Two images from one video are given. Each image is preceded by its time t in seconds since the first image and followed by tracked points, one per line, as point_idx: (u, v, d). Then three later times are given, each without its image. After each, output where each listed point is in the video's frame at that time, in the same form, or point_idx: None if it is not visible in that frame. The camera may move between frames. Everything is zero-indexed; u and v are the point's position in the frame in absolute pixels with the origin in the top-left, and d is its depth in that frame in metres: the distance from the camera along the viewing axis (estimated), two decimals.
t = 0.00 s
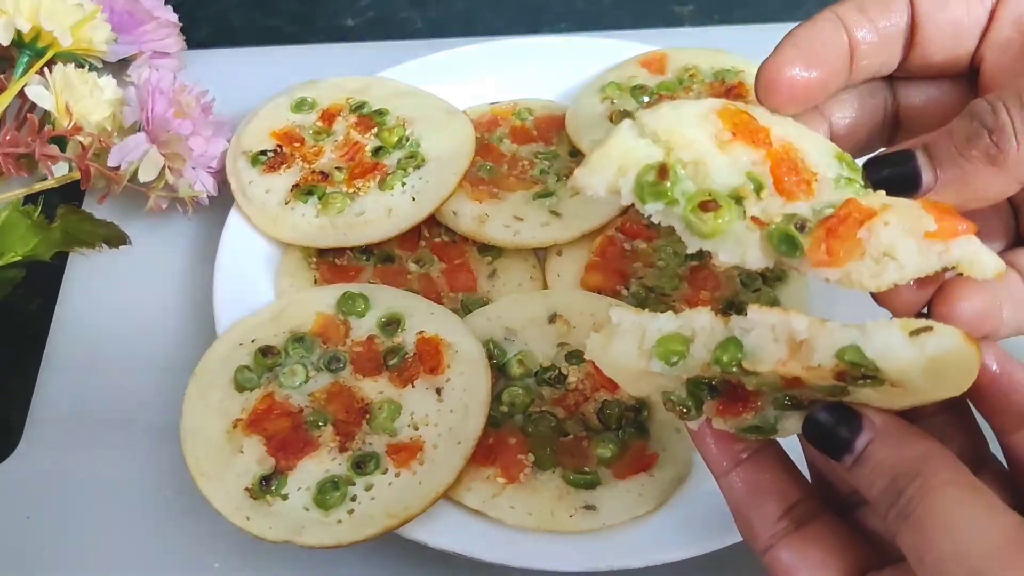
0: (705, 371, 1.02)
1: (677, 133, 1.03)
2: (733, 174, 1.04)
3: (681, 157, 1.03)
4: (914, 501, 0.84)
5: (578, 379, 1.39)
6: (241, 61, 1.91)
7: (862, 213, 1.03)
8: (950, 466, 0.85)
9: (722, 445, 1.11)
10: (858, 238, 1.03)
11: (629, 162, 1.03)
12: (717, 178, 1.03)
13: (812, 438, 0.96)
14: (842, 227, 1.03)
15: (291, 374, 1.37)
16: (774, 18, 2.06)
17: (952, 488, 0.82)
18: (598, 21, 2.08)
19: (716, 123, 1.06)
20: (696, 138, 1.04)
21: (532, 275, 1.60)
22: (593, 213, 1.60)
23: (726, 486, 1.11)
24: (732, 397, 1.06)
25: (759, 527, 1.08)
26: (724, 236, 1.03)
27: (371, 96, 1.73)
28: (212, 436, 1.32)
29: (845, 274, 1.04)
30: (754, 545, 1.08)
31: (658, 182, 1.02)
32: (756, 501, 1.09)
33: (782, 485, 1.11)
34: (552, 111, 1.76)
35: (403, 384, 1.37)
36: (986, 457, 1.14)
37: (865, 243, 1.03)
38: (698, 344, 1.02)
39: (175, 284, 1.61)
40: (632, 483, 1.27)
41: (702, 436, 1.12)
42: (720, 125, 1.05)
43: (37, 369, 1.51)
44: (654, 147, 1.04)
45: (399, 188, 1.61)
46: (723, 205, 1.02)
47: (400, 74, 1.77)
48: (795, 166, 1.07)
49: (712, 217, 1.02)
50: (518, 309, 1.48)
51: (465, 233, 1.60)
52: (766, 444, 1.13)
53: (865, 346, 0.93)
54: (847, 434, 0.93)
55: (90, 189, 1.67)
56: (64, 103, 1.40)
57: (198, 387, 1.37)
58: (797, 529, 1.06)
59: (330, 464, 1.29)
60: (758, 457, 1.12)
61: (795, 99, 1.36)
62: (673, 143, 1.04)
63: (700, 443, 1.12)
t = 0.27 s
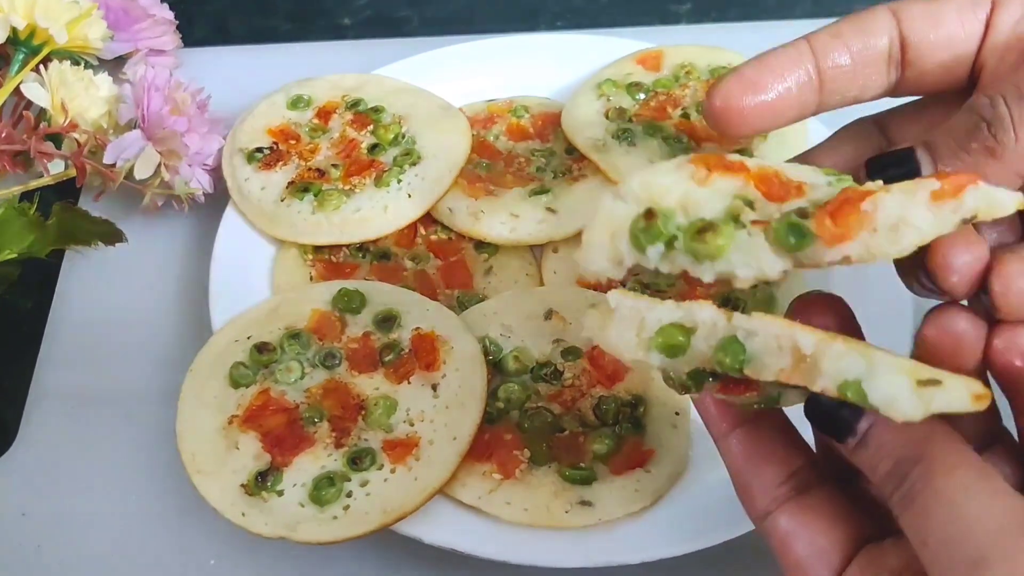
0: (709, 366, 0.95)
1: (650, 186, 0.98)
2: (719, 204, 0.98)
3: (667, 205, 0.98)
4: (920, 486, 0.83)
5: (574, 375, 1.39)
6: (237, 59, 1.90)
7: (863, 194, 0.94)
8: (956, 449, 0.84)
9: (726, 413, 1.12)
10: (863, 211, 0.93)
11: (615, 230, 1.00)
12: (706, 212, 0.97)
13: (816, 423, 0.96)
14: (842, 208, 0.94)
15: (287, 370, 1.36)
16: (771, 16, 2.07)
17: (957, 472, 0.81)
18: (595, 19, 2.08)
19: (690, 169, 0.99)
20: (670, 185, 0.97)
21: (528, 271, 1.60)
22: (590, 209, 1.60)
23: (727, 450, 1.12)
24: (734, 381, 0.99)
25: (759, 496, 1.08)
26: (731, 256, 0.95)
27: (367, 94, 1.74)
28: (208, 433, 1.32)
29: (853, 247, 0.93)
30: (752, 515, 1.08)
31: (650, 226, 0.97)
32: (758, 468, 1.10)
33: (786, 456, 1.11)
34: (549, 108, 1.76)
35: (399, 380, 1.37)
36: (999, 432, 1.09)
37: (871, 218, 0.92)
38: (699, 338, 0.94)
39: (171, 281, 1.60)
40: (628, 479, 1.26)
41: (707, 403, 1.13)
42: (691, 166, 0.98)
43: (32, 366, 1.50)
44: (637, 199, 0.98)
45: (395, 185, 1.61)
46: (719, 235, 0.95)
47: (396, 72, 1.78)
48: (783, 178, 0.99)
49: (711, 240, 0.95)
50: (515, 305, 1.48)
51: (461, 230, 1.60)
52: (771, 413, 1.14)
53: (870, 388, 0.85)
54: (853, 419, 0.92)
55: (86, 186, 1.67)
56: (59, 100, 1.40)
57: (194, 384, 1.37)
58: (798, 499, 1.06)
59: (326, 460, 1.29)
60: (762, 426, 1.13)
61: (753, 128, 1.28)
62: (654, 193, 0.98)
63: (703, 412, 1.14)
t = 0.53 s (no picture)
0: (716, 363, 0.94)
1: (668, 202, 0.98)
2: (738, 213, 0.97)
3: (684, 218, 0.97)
4: (924, 482, 0.83)
5: (571, 373, 1.39)
6: (233, 58, 1.90)
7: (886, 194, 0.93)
8: (963, 445, 0.84)
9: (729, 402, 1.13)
10: (889, 213, 0.91)
11: (634, 242, 0.98)
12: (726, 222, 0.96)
13: (822, 416, 0.98)
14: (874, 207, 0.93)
15: (282, 369, 1.36)
16: (768, 15, 2.07)
17: (963, 467, 0.81)
18: (592, 18, 2.08)
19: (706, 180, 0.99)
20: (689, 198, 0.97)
21: (525, 270, 1.60)
22: (586, 208, 1.60)
23: (729, 438, 1.12)
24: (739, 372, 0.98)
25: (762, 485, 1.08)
26: (757, 266, 0.94)
27: (363, 92, 1.73)
28: (204, 432, 1.31)
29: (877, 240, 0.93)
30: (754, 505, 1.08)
31: (671, 237, 0.95)
32: (760, 456, 1.10)
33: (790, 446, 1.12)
34: (546, 106, 1.76)
35: (395, 379, 1.36)
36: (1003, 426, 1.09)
37: (898, 218, 0.91)
38: (704, 335, 0.93)
39: (167, 280, 1.60)
40: (624, 478, 1.26)
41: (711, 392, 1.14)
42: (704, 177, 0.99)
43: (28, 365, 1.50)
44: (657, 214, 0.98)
45: (391, 184, 1.60)
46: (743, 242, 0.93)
47: (393, 70, 1.78)
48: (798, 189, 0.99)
49: (737, 250, 0.93)
50: (511, 304, 1.48)
51: (457, 229, 1.60)
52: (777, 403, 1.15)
53: (883, 385, 0.85)
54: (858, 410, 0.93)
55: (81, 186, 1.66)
56: (55, 99, 1.40)
57: (190, 383, 1.37)
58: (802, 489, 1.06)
59: (322, 459, 1.29)
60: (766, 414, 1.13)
61: (768, 153, 1.31)
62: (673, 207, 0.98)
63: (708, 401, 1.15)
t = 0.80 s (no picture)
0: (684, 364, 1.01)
1: (667, 115, 1.21)
2: (720, 152, 1.18)
3: (676, 136, 1.20)
4: (907, 508, 0.81)
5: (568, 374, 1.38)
6: (229, 58, 1.90)
7: (839, 194, 1.05)
8: (942, 466, 0.82)
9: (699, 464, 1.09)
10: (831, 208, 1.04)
11: (622, 146, 1.25)
12: (706, 156, 1.18)
13: (801, 437, 0.92)
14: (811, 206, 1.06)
15: (278, 371, 1.36)
16: (764, 15, 2.06)
17: (946, 493, 0.80)
18: (588, 18, 2.08)
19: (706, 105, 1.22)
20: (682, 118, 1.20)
21: (522, 271, 1.60)
22: (583, 209, 1.60)
23: (703, 501, 1.09)
24: (711, 399, 1.01)
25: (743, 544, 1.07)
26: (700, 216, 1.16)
27: (360, 93, 1.73)
28: (200, 434, 1.31)
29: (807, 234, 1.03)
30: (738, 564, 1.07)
31: (645, 163, 1.21)
32: (737, 518, 1.08)
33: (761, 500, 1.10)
34: (542, 107, 1.75)
35: (392, 380, 1.36)
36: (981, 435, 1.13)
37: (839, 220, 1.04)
38: (663, 332, 1.04)
39: (163, 282, 1.60)
40: (621, 479, 1.26)
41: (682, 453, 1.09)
42: (710, 108, 1.21)
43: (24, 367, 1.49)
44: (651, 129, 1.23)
45: (387, 185, 1.61)
46: (702, 181, 1.16)
47: (390, 70, 1.77)
48: (786, 141, 1.17)
49: (691, 196, 1.15)
50: (508, 305, 1.48)
51: (454, 230, 1.60)
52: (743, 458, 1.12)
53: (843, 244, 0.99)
54: (834, 432, 0.88)
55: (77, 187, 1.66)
56: (50, 100, 1.40)
57: (186, 385, 1.36)
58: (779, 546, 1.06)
59: (318, 461, 1.29)
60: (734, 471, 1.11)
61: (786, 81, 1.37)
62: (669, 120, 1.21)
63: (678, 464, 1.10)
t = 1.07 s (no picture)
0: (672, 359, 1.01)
1: (720, 42, 1.39)
2: (756, 89, 1.36)
3: (721, 66, 1.40)
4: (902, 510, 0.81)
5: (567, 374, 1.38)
6: (227, 58, 1.89)
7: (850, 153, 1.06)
8: (935, 466, 0.82)
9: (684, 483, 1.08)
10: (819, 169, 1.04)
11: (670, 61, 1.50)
12: (744, 90, 1.36)
13: (789, 434, 0.89)
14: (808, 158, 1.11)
15: (277, 371, 1.36)
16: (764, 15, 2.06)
17: (939, 496, 0.79)
18: (588, 17, 2.08)
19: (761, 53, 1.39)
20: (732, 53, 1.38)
21: (521, 270, 1.60)
22: (581, 208, 1.60)
23: (689, 517, 1.09)
24: (703, 396, 1.00)
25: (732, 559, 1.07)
26: (721, 139, 1.35)
27: (358, 92, 1.73)
28: (198, 434, 1.31)
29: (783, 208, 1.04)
30: None
31: (683, 84, 1.43)
32: (725, 532, 1.08)
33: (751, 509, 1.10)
34: (542, 106, 1.75)
35: (390, 380, 1.36)
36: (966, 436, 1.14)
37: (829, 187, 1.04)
38: (650, 326, 1.04)
39: (161, 282, 1.60)
40: (620, 479, 1.25)
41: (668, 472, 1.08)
42: (761, 48, 1.38)
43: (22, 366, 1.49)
44: (704, 55, 1.44)
45: (386, 184, 1.60)
46: (731, 111, 1.34)
47: (388, 70, 1.77)
48: (821, 97, 1.31)
49: (715, 120, 1.34)
50: (507, 304, 1.47)
51: (453, 229, 1.60)
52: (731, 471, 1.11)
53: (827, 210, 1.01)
54: (825, 430, 0.85)
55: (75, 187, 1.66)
56: (48, 100, 1.39)
57: (184, 385, 1.36)
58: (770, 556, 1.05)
59: (316, 461, 1.28)
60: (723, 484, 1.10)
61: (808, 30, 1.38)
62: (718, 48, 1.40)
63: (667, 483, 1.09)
